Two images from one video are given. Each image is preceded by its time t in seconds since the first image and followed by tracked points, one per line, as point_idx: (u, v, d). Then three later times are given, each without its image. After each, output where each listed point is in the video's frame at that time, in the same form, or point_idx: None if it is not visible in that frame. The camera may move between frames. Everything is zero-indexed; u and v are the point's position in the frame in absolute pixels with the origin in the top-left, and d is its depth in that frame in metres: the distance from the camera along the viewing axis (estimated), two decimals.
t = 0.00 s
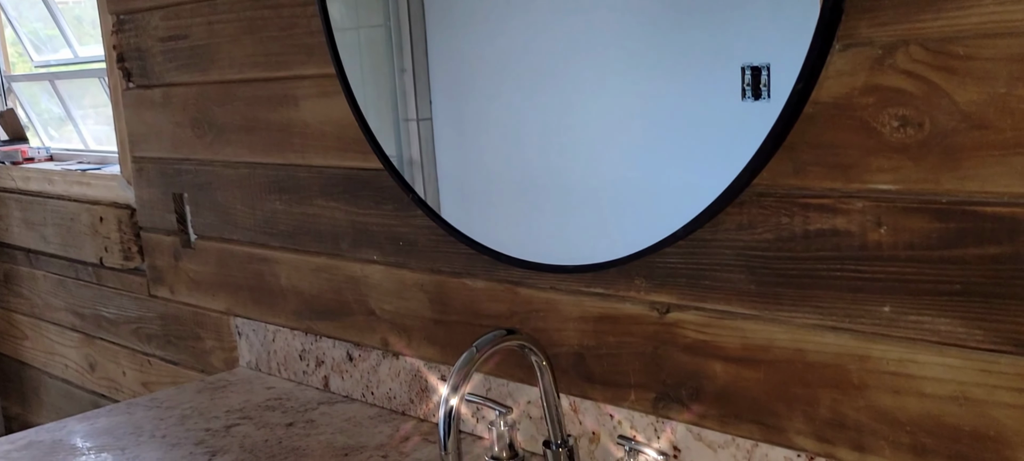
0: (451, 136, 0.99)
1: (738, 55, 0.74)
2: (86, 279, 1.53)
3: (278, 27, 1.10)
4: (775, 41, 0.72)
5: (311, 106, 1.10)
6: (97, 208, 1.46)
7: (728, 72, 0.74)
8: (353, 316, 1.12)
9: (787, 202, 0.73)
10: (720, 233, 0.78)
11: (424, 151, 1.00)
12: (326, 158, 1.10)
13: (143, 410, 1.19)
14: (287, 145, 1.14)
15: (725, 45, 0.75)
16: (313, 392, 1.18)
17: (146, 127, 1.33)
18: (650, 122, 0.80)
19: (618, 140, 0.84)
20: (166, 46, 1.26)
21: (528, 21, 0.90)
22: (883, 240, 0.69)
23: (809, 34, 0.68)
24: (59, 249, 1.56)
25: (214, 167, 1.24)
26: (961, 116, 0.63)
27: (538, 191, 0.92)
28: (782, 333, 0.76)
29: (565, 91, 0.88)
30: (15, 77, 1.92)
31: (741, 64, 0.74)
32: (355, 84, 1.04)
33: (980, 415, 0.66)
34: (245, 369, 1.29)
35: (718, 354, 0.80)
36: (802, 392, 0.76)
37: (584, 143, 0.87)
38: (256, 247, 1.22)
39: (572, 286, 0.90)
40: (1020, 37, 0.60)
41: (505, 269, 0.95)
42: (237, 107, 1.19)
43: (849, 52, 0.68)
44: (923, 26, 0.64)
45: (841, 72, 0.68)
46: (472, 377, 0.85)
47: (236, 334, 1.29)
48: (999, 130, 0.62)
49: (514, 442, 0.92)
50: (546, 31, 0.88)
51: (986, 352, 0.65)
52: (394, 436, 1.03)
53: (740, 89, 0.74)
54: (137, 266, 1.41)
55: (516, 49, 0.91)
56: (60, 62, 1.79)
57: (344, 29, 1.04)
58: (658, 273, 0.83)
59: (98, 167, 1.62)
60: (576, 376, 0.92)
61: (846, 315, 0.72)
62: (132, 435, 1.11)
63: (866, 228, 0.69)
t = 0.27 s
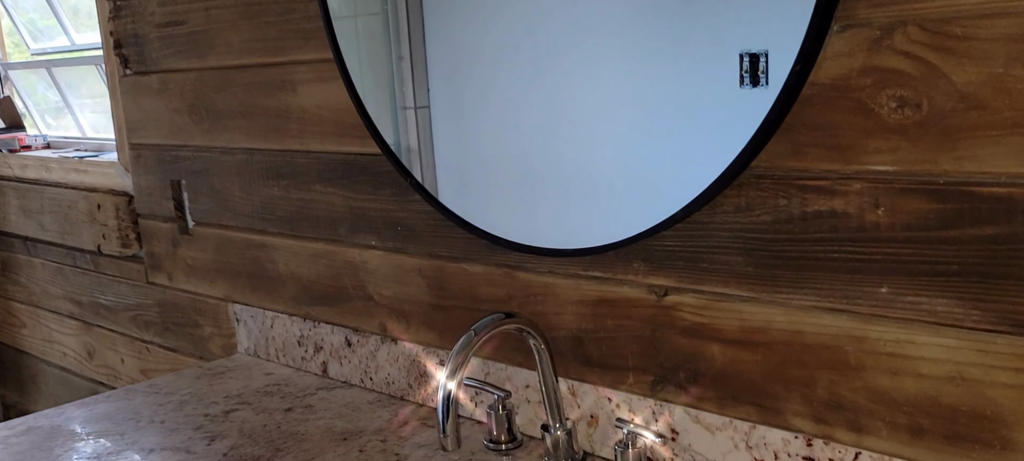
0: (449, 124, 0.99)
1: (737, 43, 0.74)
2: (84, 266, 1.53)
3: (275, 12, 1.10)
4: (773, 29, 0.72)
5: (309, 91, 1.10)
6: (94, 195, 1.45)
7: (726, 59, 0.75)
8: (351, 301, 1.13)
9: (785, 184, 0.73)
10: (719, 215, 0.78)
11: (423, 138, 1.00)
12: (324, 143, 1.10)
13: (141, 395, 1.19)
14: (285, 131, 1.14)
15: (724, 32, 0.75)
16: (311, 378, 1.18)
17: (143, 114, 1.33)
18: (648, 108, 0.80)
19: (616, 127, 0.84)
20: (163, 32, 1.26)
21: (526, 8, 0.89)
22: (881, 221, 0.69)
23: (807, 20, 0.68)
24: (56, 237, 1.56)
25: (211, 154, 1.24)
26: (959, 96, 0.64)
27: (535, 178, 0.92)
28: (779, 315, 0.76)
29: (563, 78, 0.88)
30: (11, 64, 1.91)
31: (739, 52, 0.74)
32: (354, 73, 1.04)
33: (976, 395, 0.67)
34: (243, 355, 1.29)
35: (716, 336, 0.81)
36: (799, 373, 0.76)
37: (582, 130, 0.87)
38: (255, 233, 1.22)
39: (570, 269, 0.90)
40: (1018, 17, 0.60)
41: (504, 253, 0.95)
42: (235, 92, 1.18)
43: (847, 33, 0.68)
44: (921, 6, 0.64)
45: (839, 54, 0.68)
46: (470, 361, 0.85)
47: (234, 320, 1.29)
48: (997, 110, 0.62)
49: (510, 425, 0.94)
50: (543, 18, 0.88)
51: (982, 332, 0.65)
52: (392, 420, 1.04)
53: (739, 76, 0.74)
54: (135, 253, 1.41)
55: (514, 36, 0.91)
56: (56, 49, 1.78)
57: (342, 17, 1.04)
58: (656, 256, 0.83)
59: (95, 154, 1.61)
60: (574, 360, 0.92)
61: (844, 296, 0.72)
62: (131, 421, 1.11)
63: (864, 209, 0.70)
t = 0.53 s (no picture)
0: (446, 110, 0.98)
1: (733, 27, 0.74)
2: (81, 252, 1.53)
3: None
4: (770, 14, 0.72)
5: (306, 74, 1.09)
6: (91, 180, 1.45)
7: (724, 44, 0.75)
8: (349, 285, 1.13)
9: (782, 163, 0.74)
10: (716, 195, 0.78)
11: (420, 125, 1.00)
12: (322, 127, 1.10)
13: (140, 380, 1.19)
14: (282, 114, 1.14)
15: (721, 17, 0.75)
16: (310, 362, 1.18)
17: (140, 99, 1.33)
18: (646, 92, 0.80)
19: (613, 111, 0.84)
20: (159, 15, 1.25)
21: None
22: (878, 200, 0.69)
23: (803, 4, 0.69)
24: (53, 223, 1.55)
25: (208, 138, 1.24)
26: (956, 74, 0.64)
27: (532, 163, 0.92)
28: (776, 294, 0.76)
29: (560, 63, 0.88)
30: (6, 50, 1.90)
31: (736, 36, 0.74)
32: (351, 59, 1.04)
33: (971, 372, 0.67)
34: (241, 340, 1.29)
35: (714, 316, 0.81)
36: (796, 352, 0.76)
37: (580, 115, 0.87)
38: (252, 218, 1.22)
39: (568, 251, 0.90)
40: None
41: (502, 235, 0.95)
42: (232, 76, 1.18)
43: (844, 12, 0.68)
44: None
45: (836, 32, 0.68)
46: (467, 342, 0.86)
47: (232, 305, 1.29)
48: (994, 87, 0.62)
49: (508, 408, 0.95)
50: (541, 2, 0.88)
51: (978, 309, 0.66)
52: (390, 403, 1.04)
53: (735, 61, 0.74)
54: (132, 238, 1.41)
55: (511, 21, 0.91)
56: (52, 35, 1.78)
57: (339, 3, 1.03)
58: (653, 238, 0.83)
59: (92, 140, 1.61)
60: (572, 341, 0.92)
61: (841, 275, 0.72)
62: (129, 405, 1.11)
63: (861, 187, 0.70)
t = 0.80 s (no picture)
0: (442, 96, 0.98)
1: (730, 12, 0.74)
2: (78, 239, 1.53)
3: None
4: None
5: (302, 58, 1.09)
6: (87, 166, 1.45)
7: (720, 29, 0.75)
8: (346, 268, 1.13)
9: (779, 143, 0.74)
10: (713, 176, 0.78)
11: (416, 111, 1.00)
12: (319, 110, 1.09)
13: (137, 364, 1.19)
14: (278, 98, 1.13)
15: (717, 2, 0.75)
16: (308, 346, 1.18)
17: (136, 84, 1.32)
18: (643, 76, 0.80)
19: (610, 95, 0.84)
20: None
21: None
22: (874, 179, 0.69)
23: None
24: (49, 209, 1.55)
25: (205, 122, 1.24)
26: (953, 51, 0.64)
27: (529, 149, 0.92)
28: (773, 274, 0.77)
29: (557, 48, 0.87)
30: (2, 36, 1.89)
31: (732, 21, 0.74)
32: (348, 45, 1.03)
33: (967, 350, 0.67)
34: (239, 324, 1.29)
35: (710, 297, 0.81)
36: (793, 332, 0.77)
37: (577, 100, 0.87)
38: (249, 202, 1.21)
39: (565, 233, 0.90)
40: None
41: (499, 218, 0.95)
42: (227, 60, 1.18)
43: None
44: None
45: (834, 11, 0.68)
46: (465, 324, 0.86)
47: (230, 290, 1.29)
48: (991, 65, 0.62)
49: (506, 390, 0.95)
50: None
51: (974, 286, 0.66)
52: (388, 386, 1.04)
53: (731, 46, 0.74)
54: (129, 224, 1.41)
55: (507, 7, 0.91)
56: (47, 21, 1.76)
57: None
58: (650, 219, 0.83)
59: (87, 125, 1.61)
60: (569, 323, 0.93)
61: (837, 254, 0.72)
62: (127, 389, 1.11)
63: (858, 166, 0.70)
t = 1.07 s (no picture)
0: (437, 82, 0.98)
1: None
2: (75, 224, 1.52)
3: None
4: None
5: (298, 41, 1.09)
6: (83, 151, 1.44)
7: (715, 13, 0.75)
8: (343, 252, 1.13)
9: (776, 123, 0.74)
10: (710, 156, 0.78)
11: (412, 97, 0.99)
12: (315, 94, 1.09)
13: (135, 349, 1.19)
14: (274, 82, 1.13)
15: None
16: (305, 329, 1.19)
17: (131, 69, 1.32)
18: (639, 59, 0.81)
19: (606, 79, 0.84)
20: None
21: None
22: (871, 157, 0.69)
23: None
24: (45, 195, 1.54)
25: (201, 107, 1.23)
26: (949, 30, 0.64)
27: (525, 133, 0.92)
28: (770, 254, 0.77)
29: (553, 32, 0.87)
30: None
31: (728, 6, 0.74)
32: (344, 30, 1.03)
33: (963, 327, 0.68)
34: (236, 309, 1.29)
35: (707, 277, 0.81)
36: (789, 311, 0.77)
37: (572, 84, 0.87)
38: (246, 187, 1.21)
39: (562, 215, 0.90)
40: None
41: (496, 201, 0.95)
42: (223, 44, 1.17)
43: None
44: None
45: None
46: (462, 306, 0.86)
47: (227, 274, 1.29)
48: (987, 43, 0.62)
49: (504, 372, 0.96)
50: None
51: (970, 264, 0.66)
52: (386, 369, 1.05)
53: (727, 30, 0.74)
54: (126, 209, 1.41)
55: None
56: (42, 7, 1.73)
57: None
58: (647, 200, 0.83)
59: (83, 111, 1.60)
60: (566, 304, 0.93)
61: (833, 234, 0.73)
62: (125, 373, 1.11)
63: (854, 146, 0.70)
